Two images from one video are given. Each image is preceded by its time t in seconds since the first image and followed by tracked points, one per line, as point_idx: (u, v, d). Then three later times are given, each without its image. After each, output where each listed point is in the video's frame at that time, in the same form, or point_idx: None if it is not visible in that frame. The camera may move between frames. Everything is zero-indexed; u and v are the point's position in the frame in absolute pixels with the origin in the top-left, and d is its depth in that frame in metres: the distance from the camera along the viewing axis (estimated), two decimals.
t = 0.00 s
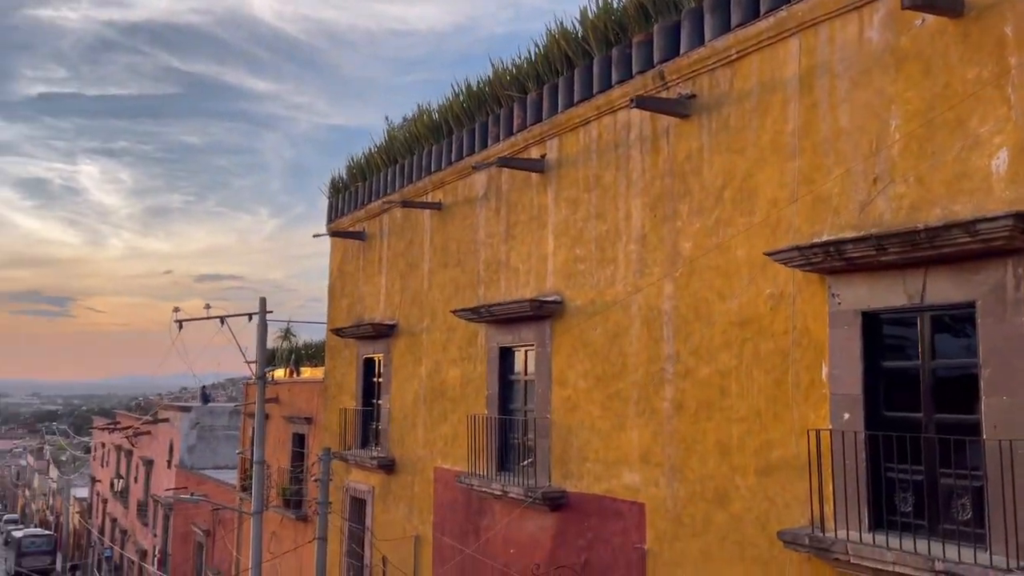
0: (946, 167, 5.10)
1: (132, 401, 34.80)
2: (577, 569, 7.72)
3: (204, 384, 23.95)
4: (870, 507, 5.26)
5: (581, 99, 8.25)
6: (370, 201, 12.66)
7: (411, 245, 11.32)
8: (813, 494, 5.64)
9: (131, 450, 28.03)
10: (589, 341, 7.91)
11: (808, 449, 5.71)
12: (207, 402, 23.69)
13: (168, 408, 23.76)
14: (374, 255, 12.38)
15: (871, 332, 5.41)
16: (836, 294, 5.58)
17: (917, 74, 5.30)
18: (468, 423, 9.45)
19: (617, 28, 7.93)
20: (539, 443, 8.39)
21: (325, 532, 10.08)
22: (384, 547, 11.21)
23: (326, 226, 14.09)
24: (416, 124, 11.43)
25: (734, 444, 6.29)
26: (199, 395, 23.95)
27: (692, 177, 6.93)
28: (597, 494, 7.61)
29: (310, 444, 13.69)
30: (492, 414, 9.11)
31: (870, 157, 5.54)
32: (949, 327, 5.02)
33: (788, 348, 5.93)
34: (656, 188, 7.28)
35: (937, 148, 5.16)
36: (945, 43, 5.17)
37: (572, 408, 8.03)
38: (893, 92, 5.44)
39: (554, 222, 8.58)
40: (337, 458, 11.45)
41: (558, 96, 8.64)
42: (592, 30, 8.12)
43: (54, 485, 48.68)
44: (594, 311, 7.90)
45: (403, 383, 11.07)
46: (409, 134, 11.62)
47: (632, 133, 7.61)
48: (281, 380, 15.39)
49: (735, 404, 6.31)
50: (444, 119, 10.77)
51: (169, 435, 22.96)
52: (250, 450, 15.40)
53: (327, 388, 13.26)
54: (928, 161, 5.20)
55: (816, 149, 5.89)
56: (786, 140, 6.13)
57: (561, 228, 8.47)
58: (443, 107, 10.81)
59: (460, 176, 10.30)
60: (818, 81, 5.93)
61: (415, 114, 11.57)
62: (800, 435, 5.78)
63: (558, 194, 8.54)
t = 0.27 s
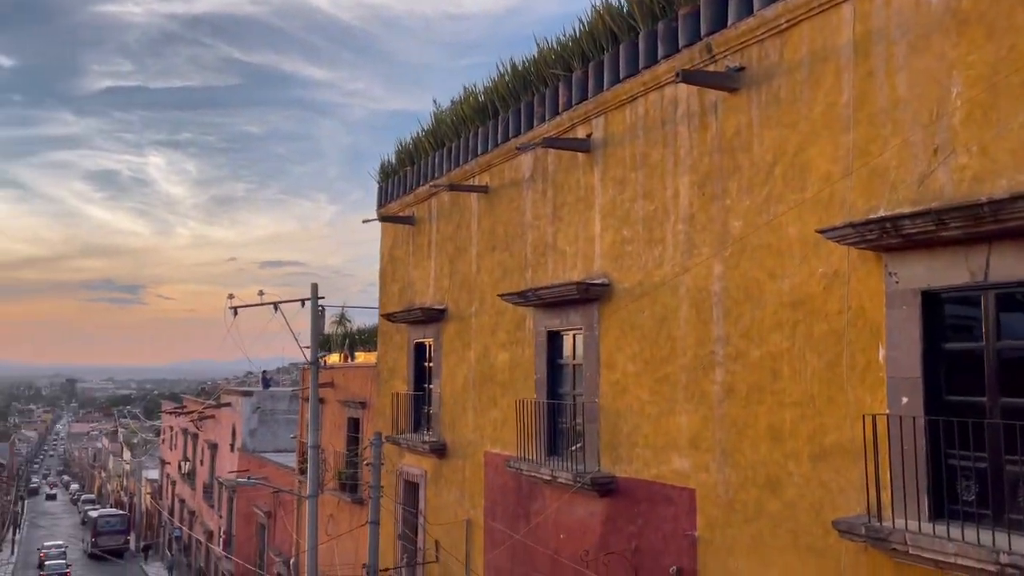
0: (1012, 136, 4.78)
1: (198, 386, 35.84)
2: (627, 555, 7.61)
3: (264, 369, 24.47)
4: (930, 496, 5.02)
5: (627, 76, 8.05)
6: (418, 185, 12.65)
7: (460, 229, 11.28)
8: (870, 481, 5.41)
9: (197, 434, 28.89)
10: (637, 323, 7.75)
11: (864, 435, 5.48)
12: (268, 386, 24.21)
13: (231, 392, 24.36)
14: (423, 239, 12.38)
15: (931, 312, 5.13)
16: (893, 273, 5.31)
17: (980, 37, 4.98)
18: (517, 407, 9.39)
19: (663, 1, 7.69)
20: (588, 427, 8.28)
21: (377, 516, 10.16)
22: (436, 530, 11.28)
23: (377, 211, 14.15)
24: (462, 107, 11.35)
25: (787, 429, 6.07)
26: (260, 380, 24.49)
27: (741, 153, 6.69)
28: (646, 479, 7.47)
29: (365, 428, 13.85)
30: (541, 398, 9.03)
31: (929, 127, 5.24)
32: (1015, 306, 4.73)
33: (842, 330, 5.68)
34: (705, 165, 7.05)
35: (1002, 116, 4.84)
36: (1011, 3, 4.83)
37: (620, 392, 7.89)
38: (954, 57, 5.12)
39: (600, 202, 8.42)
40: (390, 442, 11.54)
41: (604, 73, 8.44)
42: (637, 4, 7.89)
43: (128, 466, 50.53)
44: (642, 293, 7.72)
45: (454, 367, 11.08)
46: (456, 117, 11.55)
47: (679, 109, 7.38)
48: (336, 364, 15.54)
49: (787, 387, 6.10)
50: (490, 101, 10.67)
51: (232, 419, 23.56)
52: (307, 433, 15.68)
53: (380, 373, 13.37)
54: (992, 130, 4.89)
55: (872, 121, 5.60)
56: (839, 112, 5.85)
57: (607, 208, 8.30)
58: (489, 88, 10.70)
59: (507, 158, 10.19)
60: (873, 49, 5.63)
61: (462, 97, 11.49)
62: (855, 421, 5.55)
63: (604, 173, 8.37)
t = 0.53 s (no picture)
0: None
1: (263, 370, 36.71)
2: (675, 541, 7.48)
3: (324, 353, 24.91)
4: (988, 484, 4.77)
5: (672, 51, 7.83)
6: (467, 169, 12.62)
7: (507, 212, 11.22)
8: (925, 467, 5.18)
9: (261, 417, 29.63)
10: (684, 305, 7.58)
11: (918, 419, 5.25)
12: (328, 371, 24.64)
13: (292, 377, 24.87)
14: (472, 223, 12.36)
15: (990, 289, 4.87)
16: (949, 249, 5.05)
17: None
18: (564, 391, 9.31)
19: None
20: (635, 412, 8.16)
21: (428, 499, 10.26)
22: (488, 514, 11.33)
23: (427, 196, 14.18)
24: (508, 88, 11.25)
25: (838, 413, 5.86)
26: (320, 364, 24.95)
27: (789, 127, 6.44)
28: (695, 464, 7.32)
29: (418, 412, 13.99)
30: (588, 382, 8.94)
31: (988, 94, 4.94)
32: None
33: (895, 309, 5.44)
34: (752, 141, 6.82)
35: None
36: None
37: (667, 375, 7.73)
38: (1014, 19, 4.82)
39: (646, 182, 8.24)
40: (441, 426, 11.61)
41: (648, 49, 8.24)
42: None
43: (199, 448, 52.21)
44: (689, 274, 7.53)
45: (503, 351, 11.08)
46: (502, 99, 11.46)
47: (725, 84, 7.15)
48: (389, 349, 15.77)
49: (838, 370, 5.88)
50: (536, 81, 10.54)
51: (294, 403, 24.08)
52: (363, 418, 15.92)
53: (432, 357, 13.45)
54: None
55: (927, 89, 5.32)
56: (892, 81, 5.57)
57: (653, 187, 8.12)
58: (534, 69, 10.57)
59: (552, 139, 10.07)
60: (928, 13, 5.34)
61: (508, 78, 11.38)
62: (909, 405, 5.32)
63: (649, 152, 8.19)
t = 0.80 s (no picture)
0: None
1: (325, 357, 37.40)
2: (725, 532, 7.33)
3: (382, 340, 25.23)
4: None
5: (719, 29, 7.60)
6: (515, 155, 12.54)
7: (556, 198, 11.12)
8: (984, 461, 4.94)
9: (324, 403, 30.23)
10: (733, 291, 7.38)
11: (977, 410, 5.00)
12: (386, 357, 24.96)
13: (351, 363, 25.27)
14: (521, 209, 12.29)
15: None
16: (1010, 231, 4.77)
17: None
18: (612, 379, 9.21)
19: None
20: (685, 400, 8.00)
21: (477, 486, 10.33)
22: (539, 501, 11.32)
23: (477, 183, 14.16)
24: (555, 72, 11.11)
25: (893, 403, 5.63)
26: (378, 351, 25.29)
27: (841, 105, 6.18)
28: (745, 454, 7.14)
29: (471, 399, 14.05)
30: (637, 370, 8.81)
31: None
32: None
33: (953, 295, 5.18)
34: (802, 120, 6.57)
35: None
36: None
37: (717, 363, 7.56)
38: None
39: (694, 165, 8.03)
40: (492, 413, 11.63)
41: (696, 28, 8.01)
42: None
43: (267, 432, 53.62)
44: (738, 260, 7.32)
45: (552, 338, 11.02)
46: (550, 83, 11.33)
47: (775, 62, 6.90)
48: (442, 336, 15.97)
49: (893, 358, 5.64)
50: (583, 64, 10.38)
51: (353, 389, 24.48)
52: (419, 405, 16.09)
53: (484, 344, 13.49)
54: None
55: (987, 61, 5.02)
56: (949, 54, 5.27)
57: (701, 171, 7.92)
58: (580, 52, 10.41)
59: (600, 123, 9.91)
60: None
61: (555, 62, 11.24)
62: (968, 395, 5.07)
63: (697, 134, 7.98)
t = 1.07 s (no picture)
0: None
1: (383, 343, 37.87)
2: (777, 523, 7.15)
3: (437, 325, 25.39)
4: None
5: (770, 5, 7.34)
6: (565, 139, 12.40)
7: (605, 182, 10.96)
8: None
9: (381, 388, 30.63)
10: (784, 276, 7.16)
11: None
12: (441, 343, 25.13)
13: (407, 349, 25.51)
14: (571, 194, 12.17)
15: None
16: None
17: None
18: (662, 366, 9.05)
19: None
20: (735, 388, 7.82)
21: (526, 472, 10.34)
22: (589, 489, 11.25)
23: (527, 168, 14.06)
24: (603, 54, 10.93)
25: (951, 392, 5.39)
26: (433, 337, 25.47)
27: (896, 80, 5.90)
28: (796, 444, 6.94)
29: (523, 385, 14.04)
30: (687, 357, 8.64)
31: None
32: None
33: (1015, 279, 4.91)
34: (856, 98, 6.30)
35: None
36: None
37: (767, 350, 7.35)
38: None
39: (744, 146, 7.80)
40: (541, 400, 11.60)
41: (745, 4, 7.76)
42: None
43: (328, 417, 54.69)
44: (789, 244, 7.10)
45: (602, 324, 10.91)
46: (598, 65, 11.15)
47: (827, 37, 6.63)
48: (494, 323, 16.03)
49: (951, 345, 5.39)
50: (631, 45, 10.18)
51: (409, 375, 24.74)
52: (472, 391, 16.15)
53: (535, 330, 13.45)
54: None
55: None
56: (1012, 24, 4.98)
57: (751, 152, 7.68)
58: (629, 32, 10.21)
59: (648, 105, 9.71)
60: None
61: (603, 44, 11.05)
62: None
63: (747, 114, 7.74)
